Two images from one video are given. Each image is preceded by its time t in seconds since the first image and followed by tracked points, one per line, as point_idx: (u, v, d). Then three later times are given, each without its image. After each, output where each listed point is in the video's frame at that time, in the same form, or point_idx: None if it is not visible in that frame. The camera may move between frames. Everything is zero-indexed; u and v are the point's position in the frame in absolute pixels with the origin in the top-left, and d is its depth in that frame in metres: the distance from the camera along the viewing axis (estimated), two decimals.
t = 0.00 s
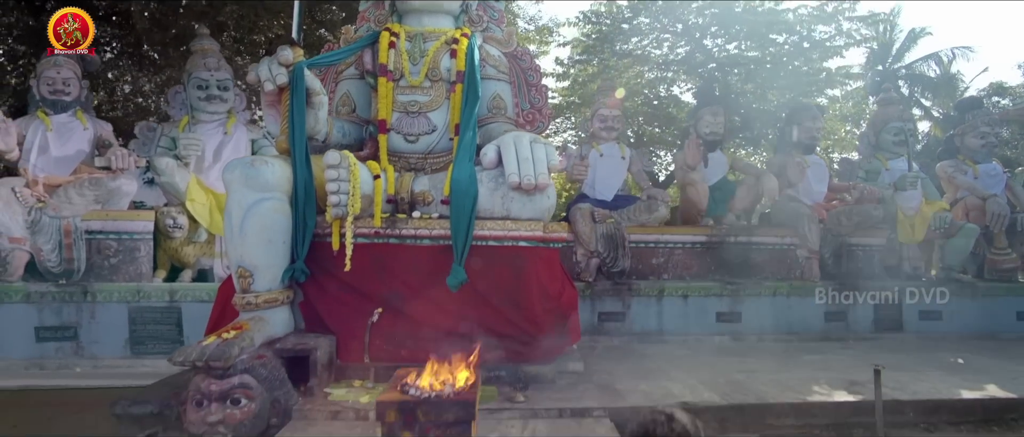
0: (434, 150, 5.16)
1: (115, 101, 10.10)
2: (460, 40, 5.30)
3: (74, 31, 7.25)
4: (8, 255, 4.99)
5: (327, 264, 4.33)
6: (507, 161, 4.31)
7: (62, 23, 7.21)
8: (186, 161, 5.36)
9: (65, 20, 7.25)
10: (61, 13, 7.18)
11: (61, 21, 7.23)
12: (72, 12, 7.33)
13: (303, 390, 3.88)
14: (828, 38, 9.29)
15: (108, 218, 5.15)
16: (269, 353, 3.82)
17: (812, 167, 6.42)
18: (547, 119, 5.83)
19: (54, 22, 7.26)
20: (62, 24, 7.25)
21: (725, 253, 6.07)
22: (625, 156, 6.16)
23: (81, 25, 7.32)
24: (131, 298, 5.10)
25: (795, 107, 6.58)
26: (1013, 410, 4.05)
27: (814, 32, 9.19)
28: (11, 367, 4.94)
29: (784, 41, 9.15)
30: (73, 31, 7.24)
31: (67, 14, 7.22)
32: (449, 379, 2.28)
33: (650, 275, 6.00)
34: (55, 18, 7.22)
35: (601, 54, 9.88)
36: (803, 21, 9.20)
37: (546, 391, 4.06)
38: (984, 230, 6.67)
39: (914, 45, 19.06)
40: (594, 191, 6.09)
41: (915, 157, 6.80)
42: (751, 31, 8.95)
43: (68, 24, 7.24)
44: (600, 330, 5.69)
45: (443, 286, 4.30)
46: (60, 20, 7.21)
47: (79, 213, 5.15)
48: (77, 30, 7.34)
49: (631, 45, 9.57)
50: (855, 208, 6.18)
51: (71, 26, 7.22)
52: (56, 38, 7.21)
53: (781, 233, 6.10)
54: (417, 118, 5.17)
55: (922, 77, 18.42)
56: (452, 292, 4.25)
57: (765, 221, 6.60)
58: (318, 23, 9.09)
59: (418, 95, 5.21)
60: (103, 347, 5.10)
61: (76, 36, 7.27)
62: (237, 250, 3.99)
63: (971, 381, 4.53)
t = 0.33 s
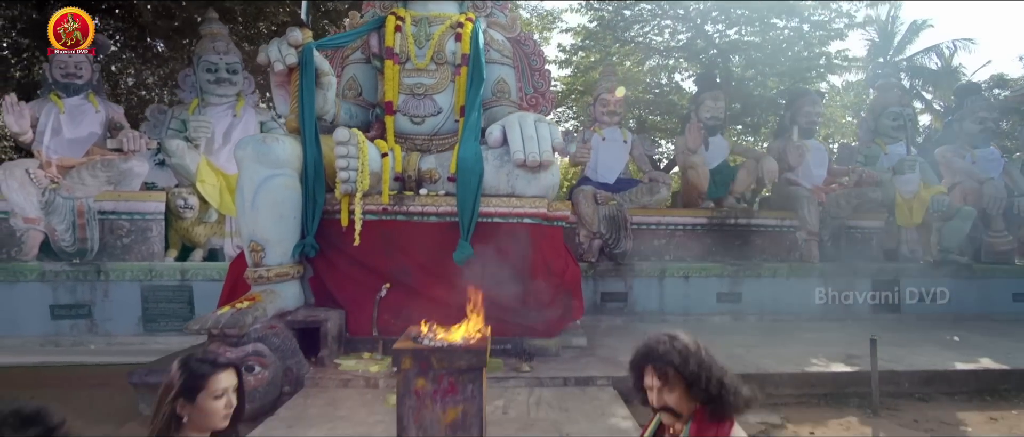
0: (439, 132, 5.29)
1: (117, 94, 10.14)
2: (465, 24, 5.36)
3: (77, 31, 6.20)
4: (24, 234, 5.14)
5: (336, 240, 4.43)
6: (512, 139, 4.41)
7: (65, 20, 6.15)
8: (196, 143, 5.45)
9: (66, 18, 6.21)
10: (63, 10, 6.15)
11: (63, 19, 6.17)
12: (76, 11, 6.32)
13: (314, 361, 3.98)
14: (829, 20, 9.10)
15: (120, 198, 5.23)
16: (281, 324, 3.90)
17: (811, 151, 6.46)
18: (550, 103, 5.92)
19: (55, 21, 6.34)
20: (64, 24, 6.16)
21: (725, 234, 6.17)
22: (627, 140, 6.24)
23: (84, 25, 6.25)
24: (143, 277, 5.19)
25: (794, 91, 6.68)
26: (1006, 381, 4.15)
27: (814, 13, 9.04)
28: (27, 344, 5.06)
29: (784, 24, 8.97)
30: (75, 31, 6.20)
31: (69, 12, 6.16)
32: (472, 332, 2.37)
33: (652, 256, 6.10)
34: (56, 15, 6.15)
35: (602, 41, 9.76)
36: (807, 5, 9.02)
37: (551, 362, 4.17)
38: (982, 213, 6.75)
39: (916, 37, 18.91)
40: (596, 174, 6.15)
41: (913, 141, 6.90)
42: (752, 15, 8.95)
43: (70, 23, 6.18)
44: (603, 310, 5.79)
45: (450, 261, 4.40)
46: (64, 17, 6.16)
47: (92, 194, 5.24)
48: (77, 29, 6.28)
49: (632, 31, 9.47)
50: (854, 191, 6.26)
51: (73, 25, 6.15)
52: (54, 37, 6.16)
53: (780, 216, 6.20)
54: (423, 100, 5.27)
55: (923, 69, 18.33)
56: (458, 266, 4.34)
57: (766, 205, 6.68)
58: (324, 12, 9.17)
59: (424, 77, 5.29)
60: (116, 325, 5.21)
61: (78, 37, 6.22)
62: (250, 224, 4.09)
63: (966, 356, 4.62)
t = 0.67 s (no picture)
0: (443, 113, 5.37)
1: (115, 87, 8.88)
2: (468, 8, 5.44)
3: (81, 33, 5.45)
4: (36, 215, 5.24)
5: (343, 217, 4.53)
6: (516, 118, 4.50)
7: (67, 21, 5.42)
8: (204, 125, 5.54)
9: (68, 19, 5.46)
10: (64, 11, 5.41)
11: (64, 19, 5.41)
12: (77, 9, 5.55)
13: (323, 333, 4.07)
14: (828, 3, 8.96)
15: (130, 179, 5.33)
16: (292, 297, 3.99)
17: (810, 134, 6.53)
18: (552, 87, 5.96)
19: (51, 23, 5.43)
20: (64, 26, 5.39)
21: (725, 216, 6.26)
22: (627, 124, 6.33)
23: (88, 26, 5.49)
24: (154, 256, 5.30)
25: (793, 76, 6.73)
26: (997, 353, 4.25)
27: None
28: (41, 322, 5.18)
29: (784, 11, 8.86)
30: (78, 31, 5.45)
31: (71, 12, 5.42)
32: (484, 286, 2.48)
33: (652, 237, 6.20)
34: (57, 17, 5.39)
35: (601, 28, 9.30)
36: None
37: (554, 334, 4.27)
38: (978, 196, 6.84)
39: (916, 28, 18.62)
40: (597, 157, 6.27)
41: (910, 126, 6.99)
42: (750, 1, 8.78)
43: (73, 23, 5.42)
44: (604, 290, 5.88)
45: (455, 237, 4.50)
46: (65, 19, 5.39)
47: (102, 175, 5.33)
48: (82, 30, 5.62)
49: (631, 16, 9.11)
50: (853, 174, 6.35)
51: (76, 26, 5.41)
52: (55, 41, 5.39)
53: (779, 198, 6.29)
54: (427, 82, 5.36)
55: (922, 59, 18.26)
56: (463, 242, 4.44)
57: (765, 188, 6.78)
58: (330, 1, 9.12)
59: (428, 60, 5.38)
60: (127, 303, 5.33)
61: (81, 39, 5.46)
62: (260, 200, 4.19)
63: (960, 331, 4.72)
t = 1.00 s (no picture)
0: (450, 100, 5.47)
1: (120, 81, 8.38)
2: None
3: (82, 33, 5.53)
4: (52, 199, 5.37)
5: (352, 198, 4.61)
6: (521, 102, 4.59)
7: (66, 21, 5.46)
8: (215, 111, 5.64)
9: (67, 19, 5.49)
10: (64, 10, 5.44)
11: (63, 19, 5.44)
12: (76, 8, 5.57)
13: (334, 309, 4.16)
14: None
15: (142, 164, 5.41)
16: (303, 274, 4.09)
17: (811, 123, 6.62)
18: (555, 75, 5.98)
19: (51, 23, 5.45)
20: (64, 26, 5.45)
21: (726, 202, 6.34)
22: (630, 111, 6.40)
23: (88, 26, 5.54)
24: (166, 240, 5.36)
25: (795, 65, 6.78)
26: (994, 331, 4.32)
27: None
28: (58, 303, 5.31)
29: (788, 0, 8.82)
30: (78, 31, 5.52)
31: (70, 12, 5.46)
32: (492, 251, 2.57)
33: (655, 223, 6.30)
34: (56, 17, 5.41)
35: (605, 18, 9.25)
36: None
37: (559, 312, 4.37)
38: (978, 183, 6.89)
39: (921, 21, 18.46)
40: (600, 144, 6.33)
41: (910, 115, 7.04)
42: None
43: (72, 23, 5.47)
44: (607, 274, 5.97)
45: (461, 218, 4.60)
46: (64, 19, 5.43)
47: (116, 160, 5.44)
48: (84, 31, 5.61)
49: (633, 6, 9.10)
50: (852, 161, 6.44)
51: (76, 27, 5.48)
52: (54, 40, 5.44)
53: (780, 184, 6.36)
54: (434, 68, 5.44)
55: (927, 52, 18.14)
56: (470, 223, 4.55)
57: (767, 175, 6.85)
58: None
59: (434, 47, 5.45)
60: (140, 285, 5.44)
61: (81, 39, 5.54)
62: (271, 180, 4.31)
63: (959, 311, 4.79)
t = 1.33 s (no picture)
0: (451, 87, 5.53)
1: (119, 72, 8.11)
2: None
3: (81, 33, 5.59)
4: (57, 185, 5.42)
5: (356, 182, 4.69)
6: (521, 87, 4.67)
7: (66, 21, 5.52)
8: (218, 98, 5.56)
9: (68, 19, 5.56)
10: (63, 10, 5.51)
11: (63, 19, 5.50)
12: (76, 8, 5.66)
13: (339, 289, 4.25)
14: None
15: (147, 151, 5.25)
16: (308, 254, 4.18)
17: (808, 110, 6.65)
18: (556, 64, 6.04)
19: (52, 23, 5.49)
20: (64, 26, 5.50)
21: (724, 189, 6.43)
22: (628, 98, 6.48)
23: (87, 26, 5.64)
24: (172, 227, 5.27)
25: (792, 54, 6.87)
26: (985, 310, 4.42)
27: None
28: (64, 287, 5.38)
29: None
30: (78, 31, 5.58)
31: (70, 12, 5.54)
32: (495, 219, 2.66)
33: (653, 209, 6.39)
34: (56, 17, 5.47)
35: (604, 8, 9.32)
36: None
37: (559, 292, 4.44)
38: (972, 170, 6.97)
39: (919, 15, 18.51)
40: (599, 131, 6.41)
41: (906, 103, 7.13)
42: None
43: (72, 23, 5.54)
44: (607, 259, 6.05)
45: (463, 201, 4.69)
46: (64, 18, 5.50)
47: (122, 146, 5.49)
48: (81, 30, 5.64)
49: None
50: (848, 148, 6.54)
51: (76, 26, 5.54)
52: (55, 40, 5.51)
53: (776, 171, 6.45)
54: (435, 55, 5.50)
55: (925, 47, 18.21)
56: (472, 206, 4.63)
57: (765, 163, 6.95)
58: None
59: (436, 35, 5.51)
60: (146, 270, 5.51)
61: (81, 38, 5.59)
62: (277, 162, 4.41)
63: (951, 292, 4.88)
